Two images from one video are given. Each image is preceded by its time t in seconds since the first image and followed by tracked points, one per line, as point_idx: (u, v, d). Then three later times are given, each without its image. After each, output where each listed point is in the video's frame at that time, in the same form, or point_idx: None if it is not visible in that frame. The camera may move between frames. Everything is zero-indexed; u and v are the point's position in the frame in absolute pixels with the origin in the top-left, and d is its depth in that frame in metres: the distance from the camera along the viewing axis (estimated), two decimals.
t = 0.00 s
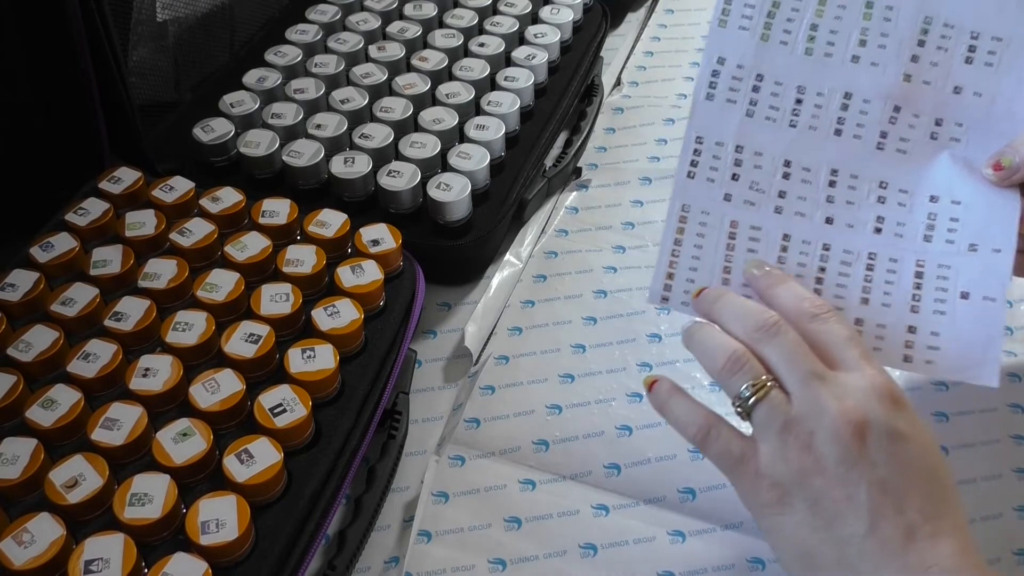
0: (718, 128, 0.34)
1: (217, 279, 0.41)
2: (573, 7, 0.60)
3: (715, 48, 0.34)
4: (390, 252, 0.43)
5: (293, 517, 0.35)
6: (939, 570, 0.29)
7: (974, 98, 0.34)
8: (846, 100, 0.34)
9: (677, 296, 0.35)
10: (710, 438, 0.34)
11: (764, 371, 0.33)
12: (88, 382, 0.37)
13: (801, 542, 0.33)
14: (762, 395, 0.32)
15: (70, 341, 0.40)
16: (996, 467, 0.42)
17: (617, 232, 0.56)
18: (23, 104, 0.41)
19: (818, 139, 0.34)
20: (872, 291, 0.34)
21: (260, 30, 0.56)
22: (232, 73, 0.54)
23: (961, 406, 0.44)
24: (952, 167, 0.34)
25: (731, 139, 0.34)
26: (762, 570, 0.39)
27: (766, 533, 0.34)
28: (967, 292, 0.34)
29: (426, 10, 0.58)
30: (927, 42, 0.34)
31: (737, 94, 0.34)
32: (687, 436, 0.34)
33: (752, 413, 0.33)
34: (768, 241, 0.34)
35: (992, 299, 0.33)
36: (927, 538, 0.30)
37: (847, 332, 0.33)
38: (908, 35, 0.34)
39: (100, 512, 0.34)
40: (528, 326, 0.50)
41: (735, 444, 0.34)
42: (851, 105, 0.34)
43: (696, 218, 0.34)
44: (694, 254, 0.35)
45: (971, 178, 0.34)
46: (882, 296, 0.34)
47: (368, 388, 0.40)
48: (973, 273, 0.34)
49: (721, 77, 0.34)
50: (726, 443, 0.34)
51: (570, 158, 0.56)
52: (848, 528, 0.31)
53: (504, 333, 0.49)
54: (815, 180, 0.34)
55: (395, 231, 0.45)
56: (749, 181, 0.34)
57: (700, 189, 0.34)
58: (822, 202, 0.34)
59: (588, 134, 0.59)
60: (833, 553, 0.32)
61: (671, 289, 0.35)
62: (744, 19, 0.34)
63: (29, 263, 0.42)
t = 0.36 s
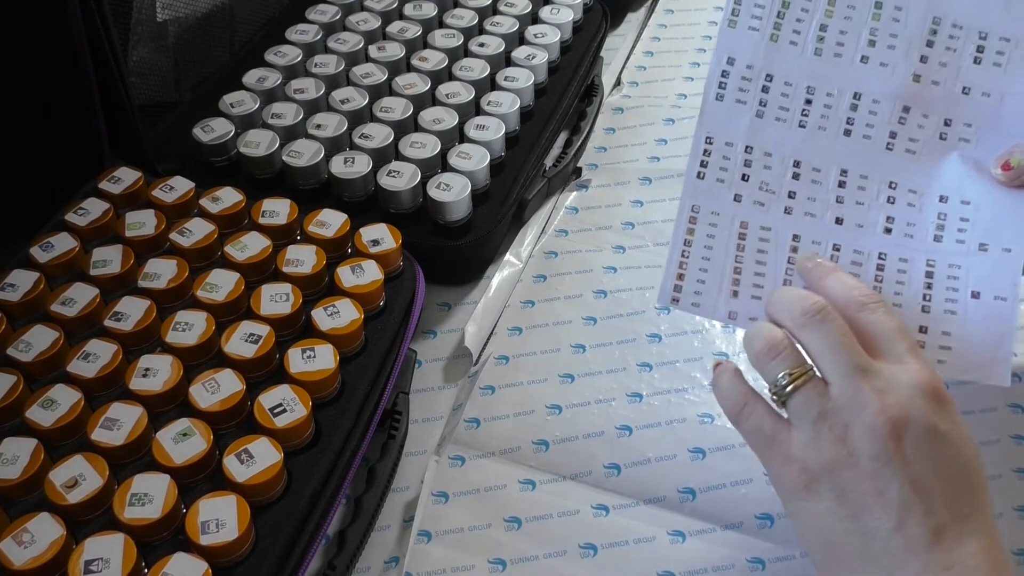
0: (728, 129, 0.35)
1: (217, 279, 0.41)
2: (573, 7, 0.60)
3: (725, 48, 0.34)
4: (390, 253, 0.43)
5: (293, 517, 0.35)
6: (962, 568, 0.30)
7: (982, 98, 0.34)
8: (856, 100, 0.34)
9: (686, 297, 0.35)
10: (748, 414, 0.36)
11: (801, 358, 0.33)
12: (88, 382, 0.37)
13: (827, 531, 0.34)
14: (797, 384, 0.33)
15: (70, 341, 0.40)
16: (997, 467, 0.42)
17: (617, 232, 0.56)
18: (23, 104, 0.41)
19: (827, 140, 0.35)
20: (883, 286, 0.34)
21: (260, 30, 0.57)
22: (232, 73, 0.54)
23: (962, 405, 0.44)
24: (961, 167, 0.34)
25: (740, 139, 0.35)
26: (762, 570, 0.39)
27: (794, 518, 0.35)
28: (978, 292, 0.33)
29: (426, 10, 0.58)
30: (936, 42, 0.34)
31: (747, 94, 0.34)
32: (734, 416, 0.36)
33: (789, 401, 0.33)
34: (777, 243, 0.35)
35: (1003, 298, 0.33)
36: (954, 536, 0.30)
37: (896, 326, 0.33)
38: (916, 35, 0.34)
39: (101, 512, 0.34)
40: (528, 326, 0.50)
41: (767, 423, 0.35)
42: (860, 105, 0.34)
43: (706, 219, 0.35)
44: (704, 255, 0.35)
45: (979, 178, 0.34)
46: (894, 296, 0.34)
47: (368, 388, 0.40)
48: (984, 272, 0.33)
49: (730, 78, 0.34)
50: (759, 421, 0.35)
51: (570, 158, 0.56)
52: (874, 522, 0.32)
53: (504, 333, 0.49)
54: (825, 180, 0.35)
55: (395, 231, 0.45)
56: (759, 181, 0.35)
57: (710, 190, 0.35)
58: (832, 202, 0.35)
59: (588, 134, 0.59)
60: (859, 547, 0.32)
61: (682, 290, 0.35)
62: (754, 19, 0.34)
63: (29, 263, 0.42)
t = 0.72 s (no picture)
0: (737, 142, 0.35)
1: (217, 279, 0.41)
2: (573, 7, 0.60)
3: (732, 58, 0.35)
4: (390, 252, 0.43)
5: (293, 517, 0.35)
6: (961, 561, 0.29)
7: (989, 102, 0.35)
8: (864, 108, 0.35)
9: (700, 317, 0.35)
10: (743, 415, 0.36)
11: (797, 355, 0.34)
12: (88, 382, 0.37)
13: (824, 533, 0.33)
14: (792, 377, 0.33)
15: (70, 341, 0.40)
16: (997, 467, 0.42)
17: (617, 232, 0.56)
18: (23, 104, 0.41)
19: (836, 149, 0.35)
20: (896, 295, 0.35)
21: (260, 30, 0.57)
22: (232, 73, 0.54)
23: (962, 406, 0.44)
24: (970, 172, 0.35)
25: (749, 152, 0.35)
26: (762, 570, 0.39)
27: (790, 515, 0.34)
28: (991, 300, 0.34)
29: (426, 10, 0.58)
30: (942, 46, 0.35)
31: (755, 106, 0.35)
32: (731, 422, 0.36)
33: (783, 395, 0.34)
34: (789, 257, 0.35)
35: (1015, 306, 0.34)
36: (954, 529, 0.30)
37: (892, 325, 0.33)
38: (922, 39, 0.35)
39: (100, 512, 0.34)
40: (528, 326, 0.50)
41: (761, 423, 0.35)
42: (868, 113, 0.35)
43: (718, 234, 0.35)
44: (717, 273, 0.35)
45: (989, 184, 0.35)
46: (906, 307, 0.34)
47: (368, 388, 0.40)
48: (998, 278, 0.34)
49: (737, 89, 0.35)
50: (754, 421, 0.35)
51: (570, 158, 0.56)
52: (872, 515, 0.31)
53: (504, 333, 0.49)
54: (834, 191, 0.35)
55: (395, 231, 0.45)
56: (770, 195, 0.35)
57: (720, 205, 0.35)
58: (842, 213, 0.35)
59: (588, 134, 0.59)
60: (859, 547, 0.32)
61: (695, 309, 0.35)
62: (759, 29, 0.35)
63: (29, 263, 0.42)
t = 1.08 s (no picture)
0: (744, 140, 0.35)
1: (217, 279, 0.41)
2: (573, 7, 0.60)
3: (739, 56, 0.34)
4: (390, 252, 0.43)
5: (293, 517, 0.35)
6: (963, 557, 0.29)
7: (1002, 99, 0.34)
8: (873, 105, 0.34)
9: (705, 317, 0.36)
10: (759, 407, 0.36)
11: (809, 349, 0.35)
12: (88, 382, 0.37)
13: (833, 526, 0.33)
14: (802, 367, 0.34)
15: (70, 341, 0.40)
16: (998, 467, 0.42)
17: (617, 232, 0.56)
18: (23, 104, 0.41)
19: (844, 148, 0.35)
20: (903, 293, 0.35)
21: (260, 30, 0.57)
22: (232, 73, 0.54)
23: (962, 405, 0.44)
24: (978, 170, 0.35)
25: (756, 151, 0.35)
26: (762, 570, 0.39)
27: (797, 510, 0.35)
28: (998, 300, 0.34)
29: (426, 10, 0.58)
30: (954, 42, 0.34)
31: (763, 103, 0.35)
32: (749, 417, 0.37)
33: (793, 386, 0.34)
34: (796, 256, 0.36)
35: (1021, 307, 0.34)
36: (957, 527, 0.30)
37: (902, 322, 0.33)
38: (934, 35, 0.34)
39: (100, 512, 0.34)
40: (528, 326, 0.50)
41: (772, 413, 0.36)
42: (878, 110, 0.34)
43: (725, 233, 0.36)
44: (723, 273, 0.36)
45: (998, 181, 0.35)
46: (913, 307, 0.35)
47: (368, 388, 0.40)
48: (1005, 278, 0.34)
49: (745, 87, 0.35)
50: (766, 411, 0.36)
51: (570, 158, 0.56)
52: (878, 509, 0.31)
53: (504, 333, 0.49)
54: (842, 189, 0.35)
55: (395, 231, 0.45)
56: (777, 194, 0.35)
57: (728, 205, 0.35)
58: (850, 211, 0.35)
59: (588, 134, 0.59)
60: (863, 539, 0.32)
61: (700, 309, 0.36)
62: (768, 25, 0.34)
63: (29, 263, 0.42)
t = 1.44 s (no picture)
0: (740, 123, 0.35)
1: (217, 279, 0.41)
2: (573, 7, 0.60)
3: (735, 40, 0.34)
4: (390, 252, 0.43)
5: (293, 517, 0.35)
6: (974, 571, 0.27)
7: (992, 87, 0.34)
8: (867, 91, 0.35)
9: (699, 294, 0.36)
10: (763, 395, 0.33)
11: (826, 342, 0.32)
12: (88, 382, 0.37)
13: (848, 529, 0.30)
14: (816, 361, 0.31)
15: (70, 341, 0.40)
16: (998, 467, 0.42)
17: (617, 232, 0.56)
18: (24, 104, 0.41)
19: (837, 132, 0.35)
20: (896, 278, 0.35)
21: (260, 30, 0.57)
22: (232, 73, 0.54)
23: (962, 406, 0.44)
24: (972, 157, 0.35)
25: (751, 134, 0.35)
26: (762, 570, 0.39)
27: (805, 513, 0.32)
28: (988, 284, 0.35)
29: (426, 10, 0.58)
30: (946, 30, 0.35)
31: (757, 87, 0.35)
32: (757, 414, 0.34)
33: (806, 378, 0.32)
34: (789, 237, 0.35)
35: (1012, 290, 0.35)
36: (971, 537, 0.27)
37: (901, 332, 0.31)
38: (926, 24, 0.35)
39: (100, 512, 0.34)
40: (528, 326, 0.50)
41: (782, 410, 0.32)
42: (870, 96, 0.35)
43: (718, 213, 0.36)
44: (717, 252, 0.36)
45: (989, 169, 0.35)
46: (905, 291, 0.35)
47: (368, 388, 0.40)
48: (994, 263, 0.35)
49: (740, 70, 0.35)
50: (776, 406, 0.33)
51: (570, 158, 0.56)
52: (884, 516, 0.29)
53: (504, 333, 0.49)
54: (836, 173, 0.35)
55: (395, 231, 0.45)
56: (770, 175, 0.35)
57: (721, 184, 0.35)
58: (843, 195, 0.35)
59: (588, 134, 0.59)
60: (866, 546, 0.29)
61: (694, 287, 0.36)
62: (762, 10, 0.34)
63: (29, 263, 0.42)
